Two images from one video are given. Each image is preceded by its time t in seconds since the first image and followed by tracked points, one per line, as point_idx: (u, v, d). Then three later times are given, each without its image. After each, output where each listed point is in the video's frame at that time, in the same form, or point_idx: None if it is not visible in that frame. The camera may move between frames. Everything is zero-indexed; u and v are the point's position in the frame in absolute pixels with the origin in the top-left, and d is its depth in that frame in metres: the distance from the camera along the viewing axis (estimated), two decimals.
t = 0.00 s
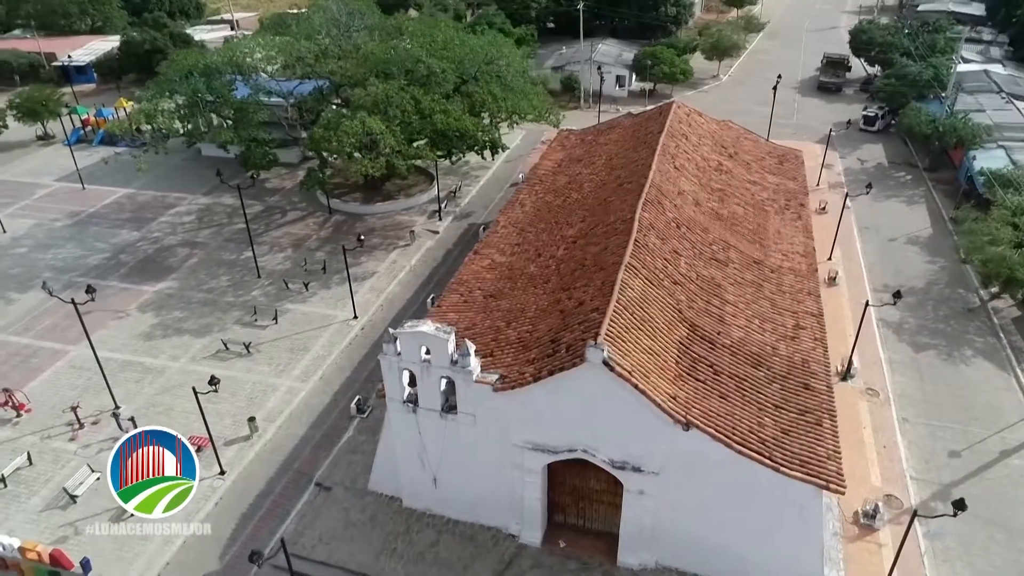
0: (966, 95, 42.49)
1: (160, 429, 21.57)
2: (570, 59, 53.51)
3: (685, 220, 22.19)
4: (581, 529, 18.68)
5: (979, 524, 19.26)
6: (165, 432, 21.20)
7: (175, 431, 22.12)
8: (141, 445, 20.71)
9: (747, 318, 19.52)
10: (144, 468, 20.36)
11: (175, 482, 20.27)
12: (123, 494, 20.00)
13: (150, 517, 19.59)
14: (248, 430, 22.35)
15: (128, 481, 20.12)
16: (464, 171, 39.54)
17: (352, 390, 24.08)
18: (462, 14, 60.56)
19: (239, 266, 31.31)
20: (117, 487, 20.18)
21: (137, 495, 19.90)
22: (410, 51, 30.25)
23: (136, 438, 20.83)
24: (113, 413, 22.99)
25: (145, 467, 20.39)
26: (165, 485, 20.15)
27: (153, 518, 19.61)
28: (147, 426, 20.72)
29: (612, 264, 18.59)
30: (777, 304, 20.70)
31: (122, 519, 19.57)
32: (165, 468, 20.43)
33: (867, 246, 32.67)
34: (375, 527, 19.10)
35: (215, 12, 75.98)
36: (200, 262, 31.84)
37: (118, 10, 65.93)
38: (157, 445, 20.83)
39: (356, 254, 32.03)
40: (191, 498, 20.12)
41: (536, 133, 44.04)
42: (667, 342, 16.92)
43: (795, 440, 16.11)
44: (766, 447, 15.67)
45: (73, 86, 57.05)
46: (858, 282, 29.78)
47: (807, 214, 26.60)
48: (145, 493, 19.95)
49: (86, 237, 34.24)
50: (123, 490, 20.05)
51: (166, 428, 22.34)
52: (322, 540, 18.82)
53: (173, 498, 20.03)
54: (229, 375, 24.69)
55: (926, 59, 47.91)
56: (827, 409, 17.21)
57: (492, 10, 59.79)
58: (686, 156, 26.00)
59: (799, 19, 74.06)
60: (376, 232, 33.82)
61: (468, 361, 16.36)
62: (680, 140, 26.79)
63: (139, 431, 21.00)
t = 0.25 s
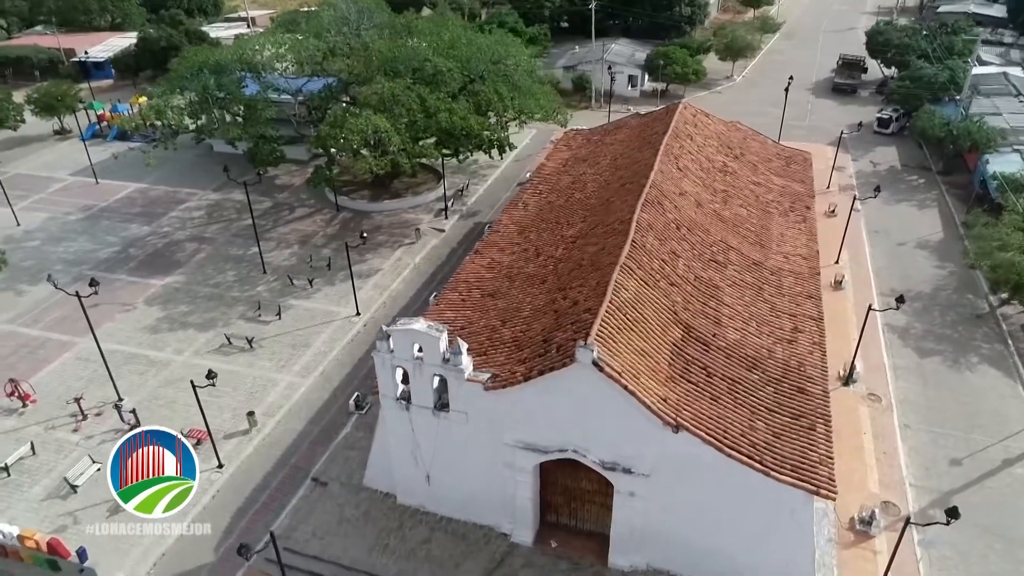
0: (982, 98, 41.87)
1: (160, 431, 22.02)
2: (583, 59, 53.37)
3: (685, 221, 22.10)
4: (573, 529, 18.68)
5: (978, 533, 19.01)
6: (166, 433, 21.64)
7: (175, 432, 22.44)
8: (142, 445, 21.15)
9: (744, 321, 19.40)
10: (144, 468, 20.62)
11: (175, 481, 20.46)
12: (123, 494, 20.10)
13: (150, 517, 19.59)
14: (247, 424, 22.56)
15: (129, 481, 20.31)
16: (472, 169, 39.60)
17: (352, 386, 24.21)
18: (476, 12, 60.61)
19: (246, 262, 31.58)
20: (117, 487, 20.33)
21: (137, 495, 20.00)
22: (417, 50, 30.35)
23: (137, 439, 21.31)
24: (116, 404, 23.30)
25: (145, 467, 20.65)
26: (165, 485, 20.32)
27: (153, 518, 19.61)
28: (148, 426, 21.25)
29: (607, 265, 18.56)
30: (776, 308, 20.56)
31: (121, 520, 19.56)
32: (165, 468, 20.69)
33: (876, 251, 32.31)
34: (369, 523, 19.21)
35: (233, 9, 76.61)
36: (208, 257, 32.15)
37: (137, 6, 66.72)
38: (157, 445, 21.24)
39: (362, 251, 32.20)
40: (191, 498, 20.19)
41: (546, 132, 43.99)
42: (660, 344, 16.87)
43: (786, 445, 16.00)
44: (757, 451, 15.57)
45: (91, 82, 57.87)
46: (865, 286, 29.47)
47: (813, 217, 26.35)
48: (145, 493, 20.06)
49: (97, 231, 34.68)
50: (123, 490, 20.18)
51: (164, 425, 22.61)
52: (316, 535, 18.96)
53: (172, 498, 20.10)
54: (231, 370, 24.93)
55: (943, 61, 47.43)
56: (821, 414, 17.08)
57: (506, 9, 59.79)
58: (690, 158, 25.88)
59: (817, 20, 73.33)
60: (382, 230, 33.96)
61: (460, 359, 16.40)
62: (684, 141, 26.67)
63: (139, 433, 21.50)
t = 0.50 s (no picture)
0: (1002, 102, 41.17)
1: (160, 429, 21.60)
2: (598, 59, 53.23)
3: (690, 223, 21.95)
4: (569, 530, 18.65)
5: (980, 544, 18.72)
6: (166, 432, 21.21)
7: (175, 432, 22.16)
8: (141, 445, 20.67)
9: (745, 324, 19.24)
10: (144, 468, 20.27)
11: (175, 481, 20.26)
12: (123, 494, 19.96)
13: (151, 517, 19.58)
14: (250, 418, 22.76)
15: (128, 481, 20.05)
16: (483, 168, 39.65)
17: (355, 382, 24.34)
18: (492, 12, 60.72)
19: (255, 258, 31.86)
20: (117, 486, 20.12)
21: (137, 495, 19.87)
22: (427, 49, 30.49)
23: (136, 438, 20.81)
24: (123, 396, 23.63)
25: (146, 467, 20.30)
26: (165, 485, 20.16)
27: (153, 518, 19.60)
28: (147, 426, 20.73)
29: (607, 266, 18.49)
30: (779, 311, 20.36)
31: (122, 520, 19.56)
32: (165, 468, 20.41)
33: (888, 256, 31.87)
34: (366, 519, 19.31)
35: (254, 6, 77.30)
36: (218, 252, 32.49)
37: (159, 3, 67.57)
38: (157, 445, 20.82)
39: (370, 249, 32.35)
40: (191, 498, 20.14)
41: (559, 132, 43.94)
42: (657, 346, 16.78)
43: (783, 450, 15.83)
44: (752, 456, 15.44)
45: (112, 78, 58.78)
46: (875, 291, 29.11)
47: (822, 220, 26.06)
48: (145, 493, 19.93)
49: (111, 225, 35.16)
50: (123, 490, 20.02)
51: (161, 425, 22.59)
52: (312, 530, 19.09)
53: (173, 498, 20.01)
54: (237, 364, 25.18)
55: (963, 64, 46.69)
56: (820, 420, 16.89)
57: (522, 8, 59.80)
58: (697, 159, 25.71)
59: (838, 22, 72.55)
60: (391, 228, 34.12)
61: (455, 357, 16.42)
62: (692, 142, 26.50)
63: (139, 432, 20.99)
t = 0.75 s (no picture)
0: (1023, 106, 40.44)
1: (160, 430, 21.85)
2: (612, 59, 53.04)
3: (691, 225, 21.83)
4: (561, 531, 18.65)
5: (979, 555, 18.45)
6: (166, 432, 21.44)
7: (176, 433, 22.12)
8: (141, 444, 20.99)
9: (742, 328, 19.10)
10: (144, 468, 20.45)
11: (174, 481, 20.28)
12: (123, 494, 20.01)
13: (151, 517, 19.63)
14: (250, 412, 22.99)
15: (128, 481, 20.16)
16: (493, 167, 39.68)
17: (356, 378, 24.49)
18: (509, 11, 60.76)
19: (263, 253, 32.13)
20: (117, 487, 20.21)
21: (137, 495, 19.91)
22: (436, 48, 30.59)
23: (136, 439, 21.14)
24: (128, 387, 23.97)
25: (145, 467, 20.49)
26: (165, 485, 20.16)
27: (153, 518, 19.64)
28: (147, 425, 21.13)
29: (603, 267, 18.44)
30: (779, 315, 20.18)
31: (121, 519, 19.59)
32: (164, 468, 20.47)
33: (899, 261, 31.40)
34: (360, 514, 19.44)
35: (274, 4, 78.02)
36: (228, 247, 32.83)
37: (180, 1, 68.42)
38: (157, 445, 21.03)
39: (377, 246, 32.52)
40: (190, 498, 20.14)
41: (571, 132, 43.84)
42: (650, 348, 16.72)
43: (774, 455, 15.72)
44: (742, 460, 15.34)
45: (133, 74, 59.66)
46: (884, 296, 28.73)
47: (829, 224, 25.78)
48: (145, 493, 19.98)
49: (125, 219, 35.65)
50: (123, 490, 20.08)
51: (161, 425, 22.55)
52: (307, 525, 19.25)
53: (172, 498, 20.02)
54: (241, 358, 25.45)
55: (984, 67, 45.92)
56: (814, 425, 16.73)
57: (538, 8, 59.73)
58: (702, 160, 25.54)
59: (859, 23, 71.65)
60: (399, 225, 34.26)
61: (447, 356, 16.46)
62: (698, 144, 26.33)
63: (139, 432, 21.37)
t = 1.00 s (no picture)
0: None
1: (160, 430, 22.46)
2: (625, 59, 52.83)
3: (693, 227, 21.70)
4: (554, 531, 18.63)
5: (978, 566, 18.18)
6: (165, 433, 22.03)
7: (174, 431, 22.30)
8: (141, 444, 21.62)
9: (740, 331, 18.96)
10: (144, 468, 20.96)
11: (174, 481, 20.63)
12: (123, 493, 20.26)
13: (150, 517, 19.66)
14: (251, 407, 23.19)
15: (128, 481, 20.51)
16: (502, 166, 39.64)
17: (357, 375, 24.60)
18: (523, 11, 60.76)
19: (271, 249, 32.39)
20: (117, 486, 20.48)
21: (136, 495, 20.14)
22: (444, 48, 30.65)
23: (136, 439, 21.77)
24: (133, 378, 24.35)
25: (146, 467, 21.04)
26: (165, 485, 20.47)
27: (153, 518, 19.69)
28: (147, 426, 21.81)
29: (599, 267, 18.39)
30: (778, 319, 20.00)
31: (121, 520, 19.60)
32: (164, 468, 20.97)
33: (909, 266, 30.99)
34: (355, 510, 19.54)
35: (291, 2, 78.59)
36: (236, 243, 33.13)
37: None
38: (157, 445, 21.66)
39: (383, 244, 32.65)
40: (190, 497, 20.25)
41: (582, 132, 43.72)
42: (643, 349, 16.66)
43: (767, 460, 15.58)
44: (733, 464, 15.24)
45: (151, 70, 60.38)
46: (891, 302, 28.37)
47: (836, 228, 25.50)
48: (145, 493, 20.23)
49: (136, 214, 36.09)
50: (123, 490, 20.33)
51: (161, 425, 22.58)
52: (302, 520, 19.39)
53: (172, 497, 20.18)
54: (244, 353, 25.68)
55: (1003, 70, 45.22)
56: (808, 430, 16.58)
57: (552, 8, 59.65)
58: (707, 162, 25.37)
59: (879, 24, 70.78)
60: (405, 224, 34.37)
61: (440, 354, 16.50)
62: (704, 145, 26.17)
63: (139, 433, 22.00)
